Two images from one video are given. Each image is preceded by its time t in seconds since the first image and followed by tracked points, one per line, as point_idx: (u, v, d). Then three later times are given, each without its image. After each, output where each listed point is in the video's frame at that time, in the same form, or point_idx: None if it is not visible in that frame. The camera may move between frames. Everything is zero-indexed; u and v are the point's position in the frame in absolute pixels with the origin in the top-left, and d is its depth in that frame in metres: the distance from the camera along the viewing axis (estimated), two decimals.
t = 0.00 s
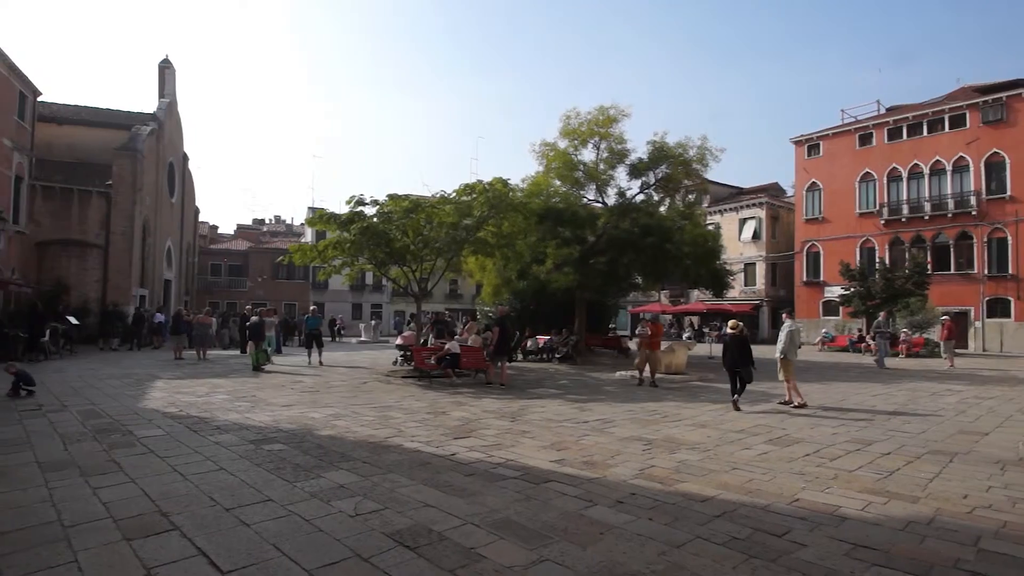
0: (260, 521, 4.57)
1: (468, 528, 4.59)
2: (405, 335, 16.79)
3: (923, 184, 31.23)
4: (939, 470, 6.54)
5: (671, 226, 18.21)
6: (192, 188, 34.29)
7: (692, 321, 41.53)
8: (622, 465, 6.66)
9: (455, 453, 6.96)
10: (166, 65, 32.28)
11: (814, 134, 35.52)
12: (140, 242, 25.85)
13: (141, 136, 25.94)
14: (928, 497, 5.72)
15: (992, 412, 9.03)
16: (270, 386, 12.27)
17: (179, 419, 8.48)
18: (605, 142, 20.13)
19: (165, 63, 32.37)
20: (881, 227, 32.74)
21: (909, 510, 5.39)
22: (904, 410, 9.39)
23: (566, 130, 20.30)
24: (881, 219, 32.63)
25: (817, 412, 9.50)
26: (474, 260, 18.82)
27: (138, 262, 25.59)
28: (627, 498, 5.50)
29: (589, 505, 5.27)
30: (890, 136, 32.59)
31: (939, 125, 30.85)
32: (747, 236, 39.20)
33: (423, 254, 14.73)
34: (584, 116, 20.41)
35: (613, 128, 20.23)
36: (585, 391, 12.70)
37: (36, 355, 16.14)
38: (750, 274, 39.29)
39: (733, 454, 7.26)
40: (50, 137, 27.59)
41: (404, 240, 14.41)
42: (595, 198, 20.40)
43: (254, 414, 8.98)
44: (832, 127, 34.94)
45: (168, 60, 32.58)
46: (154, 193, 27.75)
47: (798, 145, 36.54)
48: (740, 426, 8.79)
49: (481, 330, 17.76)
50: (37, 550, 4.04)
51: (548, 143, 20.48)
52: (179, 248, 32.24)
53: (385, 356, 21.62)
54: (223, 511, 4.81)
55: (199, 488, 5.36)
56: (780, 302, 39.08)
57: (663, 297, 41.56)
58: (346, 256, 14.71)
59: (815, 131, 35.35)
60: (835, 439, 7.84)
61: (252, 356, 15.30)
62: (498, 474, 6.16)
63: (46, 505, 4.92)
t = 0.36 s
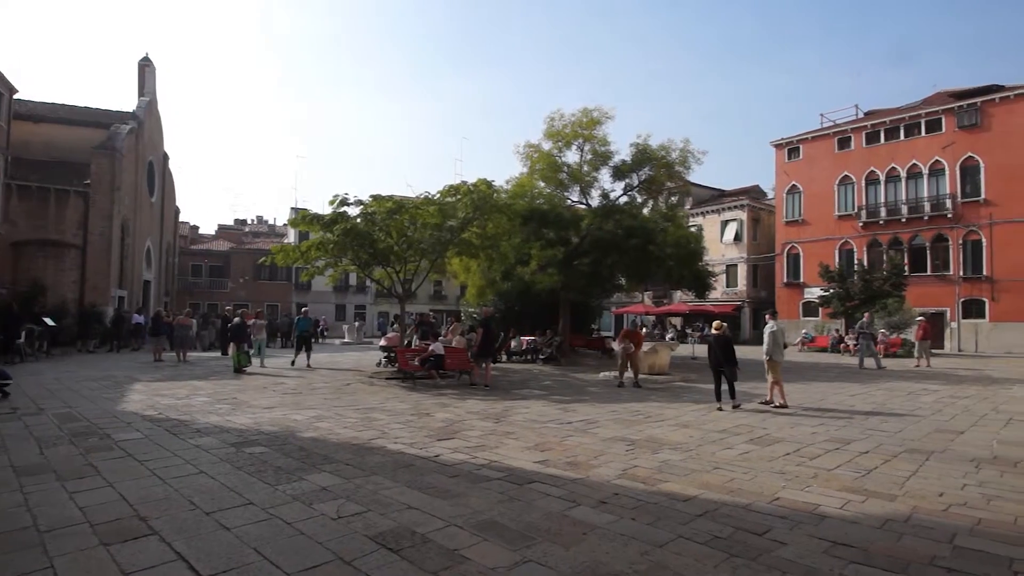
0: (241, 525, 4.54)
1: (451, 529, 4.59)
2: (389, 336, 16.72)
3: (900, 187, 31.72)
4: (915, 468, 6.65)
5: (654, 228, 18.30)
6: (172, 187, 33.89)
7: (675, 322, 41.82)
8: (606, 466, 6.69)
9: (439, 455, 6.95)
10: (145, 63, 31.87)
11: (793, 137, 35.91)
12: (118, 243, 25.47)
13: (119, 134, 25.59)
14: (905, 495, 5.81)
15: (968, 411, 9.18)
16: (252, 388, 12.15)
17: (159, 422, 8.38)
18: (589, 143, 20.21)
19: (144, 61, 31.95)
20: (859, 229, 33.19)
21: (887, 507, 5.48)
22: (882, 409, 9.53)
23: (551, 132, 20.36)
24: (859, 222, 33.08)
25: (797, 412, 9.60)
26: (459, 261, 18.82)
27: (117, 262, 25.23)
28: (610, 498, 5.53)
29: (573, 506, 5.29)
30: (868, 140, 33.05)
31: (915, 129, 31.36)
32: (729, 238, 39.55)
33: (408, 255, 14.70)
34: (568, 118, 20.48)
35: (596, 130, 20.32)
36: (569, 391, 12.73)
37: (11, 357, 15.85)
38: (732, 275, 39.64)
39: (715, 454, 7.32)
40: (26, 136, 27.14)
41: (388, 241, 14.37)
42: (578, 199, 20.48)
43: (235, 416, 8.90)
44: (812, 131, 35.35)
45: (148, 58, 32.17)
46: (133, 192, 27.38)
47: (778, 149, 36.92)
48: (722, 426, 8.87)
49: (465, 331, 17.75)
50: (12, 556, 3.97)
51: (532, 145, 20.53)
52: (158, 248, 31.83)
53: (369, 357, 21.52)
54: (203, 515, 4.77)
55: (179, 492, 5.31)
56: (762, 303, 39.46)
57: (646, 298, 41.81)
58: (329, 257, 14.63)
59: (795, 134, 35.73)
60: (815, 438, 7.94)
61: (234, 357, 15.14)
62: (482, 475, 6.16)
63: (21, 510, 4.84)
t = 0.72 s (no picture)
0: (223, 529, 4.51)
1: (436, 531, 4.59)
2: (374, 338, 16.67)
3: (880, 190, 32.15)
4: (894, 466, 6.76)
5: (638, 229, 18.37)
6: (154, 187, 33.52)
7: (659, 323, 42.05)
8: (590, 466, 6.72)
9: (423, 456, 6.94)
10: (127, 61, 31.50)
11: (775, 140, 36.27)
12: (98, 243, 25.14)
13: (100, 134, 25.29)
14: (884, 494, 5.90)
15: (946, 411, 9.32)
16: (234, 390, 12.05)
17: (139, 425, 8.29)
18: (574, 145, 20.27)
19: (125, 59, 31.58)
20: (839, 231, 33.58)
21: (867, 506, 5.56)
22: (863, 409, 9.66)
23: (536, 134, 20.41)
24: (840, 224, 33.48)
25: (780, 412, 9.71)
26: (444, 262, 18.80)
27: (96, 262, 24.90)
28: (595, 499, 5.56)
29: (558, 507, 5.31)
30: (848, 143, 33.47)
31: (895, 133, 31.80)
32: (712, 240, 39.86)
33: (393, 257, 14.67)
34: (553, 120, 20.53)
35: (581, 132, 20.39)
36: (554, 392, 12.77)
37: None
38: (716, 277, 39.94)
39: (698, 454, 7.37)
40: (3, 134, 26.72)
41: (373, 242, 14.35)
42: (563, 201, 20.54)
43: (217, 419, 8.83)
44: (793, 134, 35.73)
45: (128, 56, 31.80)
46: (113, 192, 27.04)
47: (761, 152, 37.27)
48: (705, 426, 8.94)
49: (450, 332, 17.73)
50: None
51: (518, 146, 20.57)
52: (139, 249, 31.47)
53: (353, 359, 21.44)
54: (184, 519, 4.73)
55: (159, 496, 5.26)
56: (745, 304, 39.80)
57: (631, 300, 42.00)
58: (313, 258, 14.56)
59: (777, 137, 36.09)
60: (796, 438, 8.04)
61: (217, 359, 14.86)
62: (467, 476, 6.16)
63: None
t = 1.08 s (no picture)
0: (206, 532, 4.49)
1: (422, 533, 4.60)
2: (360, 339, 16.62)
3: (861, 193, 32.54)
4: (876, 466, 6.85)
5: (625, 231, 18.46)
6: (136, 186, 33.16)
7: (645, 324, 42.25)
8: (577, 466, 6.75)
9: (410, 457, 6.95)
10: (110, 58, 31.18)
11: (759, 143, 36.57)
12: (79, 243, 24.84)
13: (81, 132, 25.00)
14: (866, 492, 5.98)
15: (926, 410, 9.46)
16: (218, 392, 11.97)
17: (120, 428, 8.21)
18: (561, 147, 20.34)
19: (108, 56, 31.24)
20: (822, 233, 33.95)
21: (848, 504, 5.63)
22: (845, 408, 9.79)
23: (523, 135, 20.47)
24: (822, 226, 33.84)
25: (763, 412, 9.80)
26: (431, 263, 18.77)
27: (77, 262, 24.61)
28: (580, 499, 5.59)
29: (545, 507, 5.34)
30: (830, 146, 33.84)
31: (876, 136, 32.21)
32: (697, 241, 40.13)
33: (379, 257, 14.63)
34: (540, 121, 20.58)
35: (568, 134, 20.46)
36: (541, 393, 12.81)
37: None
38: (701, 278, 40.20)
39: (683, 453, 7.43)
40: None
41: (359, 243, 14.32)
42: (550, 202, 20.61)
43: (201, 421, 8.76)
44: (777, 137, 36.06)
45: (111, 53, 31.46)
46: (94, 191, 26.72)
47: (745, 154, 37.57)
48: (691, 426, 9.02)
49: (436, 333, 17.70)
50: None
51: (505, 147, 20.61)
52: (121, 249, 31.11)
53: (339, 360, 21.34)
54: (166, 522, 4.70)
55: (141, 499, 5.21)
56: (730, 305, 40.09)
57: (617, 301, 42.15)
58: (299, 259, 14.50)
59: (761, 140, 36.40)
60: (779, 437, 8.13)
61: (200, 360, 14.81)
62: (454, 478, 6.17)
63: None
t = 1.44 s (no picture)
0: (189, 535, 4.47)
1: (409, 534, 4.61)
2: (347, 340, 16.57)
3: (845, 195, 32.87)
4: (859, 464, 6.95)
5: (612, 232, 18.55)
6: (119, 185, 32.81)
7: (632, 324, 42.41)
8: (564, 467, 6.79)
9: (397, 459, 6.95)
10: (93, 55, 30.85)
11: (745, 145, 36.83)
12: (60, 242, 24.53)
13: (63, 129, 24.70)
14: (849, 491, 6.07)
15: (908, 409, 9.59)
16: (203, 393, 11.88)
17: (102, 430, 8.13)
18: (549, 148, 20.39)
19: (91, 53, 30.91)
20: (806, 234, 34.25)
21: (831, 503, 5.70)
22: (829, 408, 9.90)
23: (511, 136, 20.50)
24: (807, 228, 34.14)
25: (749, 412, 9.88)
26: (418, 264, 18.74)
27: (59, 262, 24.31)
28: (568, 499, 5.63)
29: (532, 507, 5.36)
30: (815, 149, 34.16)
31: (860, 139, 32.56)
32: (684, 242, 40.36)
33: (366, 257, 14.57)
34: (528, 122, 20.62)
35: (556, 135, 20.52)
36: (529, 394, 12.83)
37: None
38: (687, 279, 40.42)
39: (670, 453, 7.49)
40: None
41: (346, 243, 14.27)
42: (538, 203, 20.66)
43: (185, 423, 8.70)
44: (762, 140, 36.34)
45: (94, 51, 31.14)
46: (76, 189, 26.41)
47: (730, 157, 37.82)
48: (677, 426, 9.09)
49: (424, 334, 17.68)
50: None
51: (493, 148, 20.65)
52: (103, 248, 30.77)
53: (326, 361, 21.24)
54: (149, 526, 4.67)
55: (124, 502, 5.18)
56: (716, 306, 40.34)
57: (605, 302, 42.29)
58: (285, 259, 14.43)
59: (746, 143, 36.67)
60: (764, 437, 8.21)
61: (185, 361, 14.76)
62: (441, 479, 6.19)
63: None
